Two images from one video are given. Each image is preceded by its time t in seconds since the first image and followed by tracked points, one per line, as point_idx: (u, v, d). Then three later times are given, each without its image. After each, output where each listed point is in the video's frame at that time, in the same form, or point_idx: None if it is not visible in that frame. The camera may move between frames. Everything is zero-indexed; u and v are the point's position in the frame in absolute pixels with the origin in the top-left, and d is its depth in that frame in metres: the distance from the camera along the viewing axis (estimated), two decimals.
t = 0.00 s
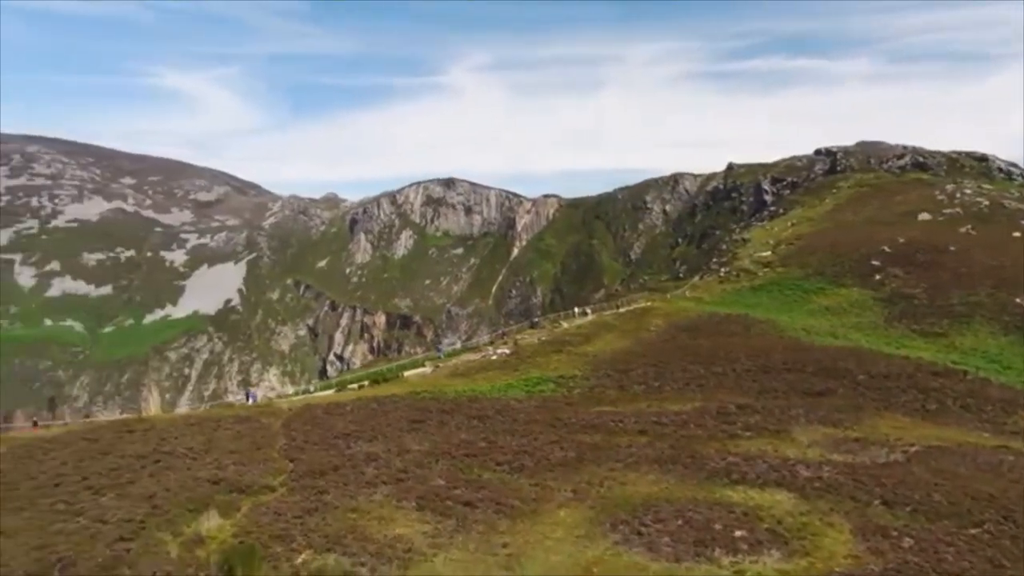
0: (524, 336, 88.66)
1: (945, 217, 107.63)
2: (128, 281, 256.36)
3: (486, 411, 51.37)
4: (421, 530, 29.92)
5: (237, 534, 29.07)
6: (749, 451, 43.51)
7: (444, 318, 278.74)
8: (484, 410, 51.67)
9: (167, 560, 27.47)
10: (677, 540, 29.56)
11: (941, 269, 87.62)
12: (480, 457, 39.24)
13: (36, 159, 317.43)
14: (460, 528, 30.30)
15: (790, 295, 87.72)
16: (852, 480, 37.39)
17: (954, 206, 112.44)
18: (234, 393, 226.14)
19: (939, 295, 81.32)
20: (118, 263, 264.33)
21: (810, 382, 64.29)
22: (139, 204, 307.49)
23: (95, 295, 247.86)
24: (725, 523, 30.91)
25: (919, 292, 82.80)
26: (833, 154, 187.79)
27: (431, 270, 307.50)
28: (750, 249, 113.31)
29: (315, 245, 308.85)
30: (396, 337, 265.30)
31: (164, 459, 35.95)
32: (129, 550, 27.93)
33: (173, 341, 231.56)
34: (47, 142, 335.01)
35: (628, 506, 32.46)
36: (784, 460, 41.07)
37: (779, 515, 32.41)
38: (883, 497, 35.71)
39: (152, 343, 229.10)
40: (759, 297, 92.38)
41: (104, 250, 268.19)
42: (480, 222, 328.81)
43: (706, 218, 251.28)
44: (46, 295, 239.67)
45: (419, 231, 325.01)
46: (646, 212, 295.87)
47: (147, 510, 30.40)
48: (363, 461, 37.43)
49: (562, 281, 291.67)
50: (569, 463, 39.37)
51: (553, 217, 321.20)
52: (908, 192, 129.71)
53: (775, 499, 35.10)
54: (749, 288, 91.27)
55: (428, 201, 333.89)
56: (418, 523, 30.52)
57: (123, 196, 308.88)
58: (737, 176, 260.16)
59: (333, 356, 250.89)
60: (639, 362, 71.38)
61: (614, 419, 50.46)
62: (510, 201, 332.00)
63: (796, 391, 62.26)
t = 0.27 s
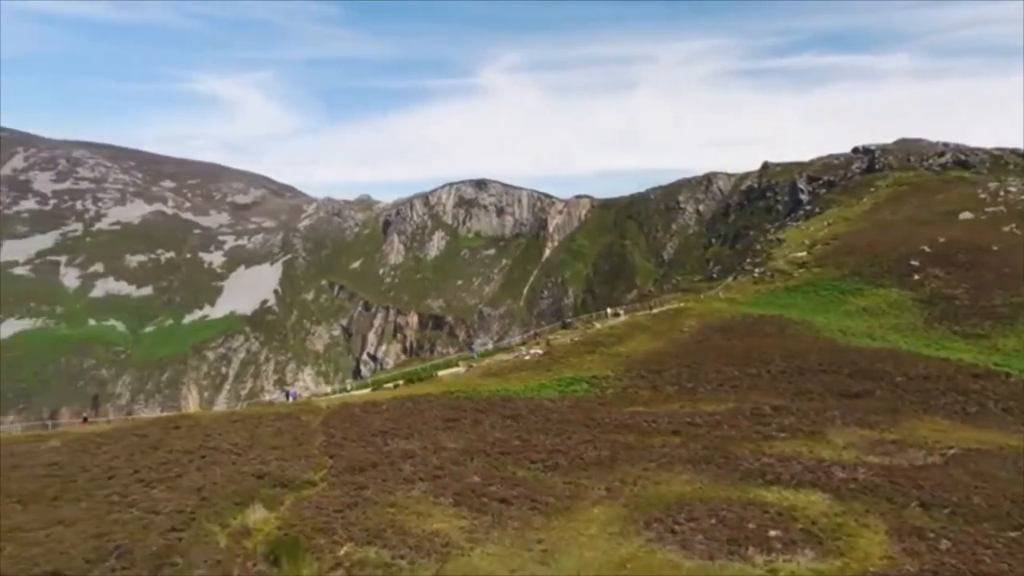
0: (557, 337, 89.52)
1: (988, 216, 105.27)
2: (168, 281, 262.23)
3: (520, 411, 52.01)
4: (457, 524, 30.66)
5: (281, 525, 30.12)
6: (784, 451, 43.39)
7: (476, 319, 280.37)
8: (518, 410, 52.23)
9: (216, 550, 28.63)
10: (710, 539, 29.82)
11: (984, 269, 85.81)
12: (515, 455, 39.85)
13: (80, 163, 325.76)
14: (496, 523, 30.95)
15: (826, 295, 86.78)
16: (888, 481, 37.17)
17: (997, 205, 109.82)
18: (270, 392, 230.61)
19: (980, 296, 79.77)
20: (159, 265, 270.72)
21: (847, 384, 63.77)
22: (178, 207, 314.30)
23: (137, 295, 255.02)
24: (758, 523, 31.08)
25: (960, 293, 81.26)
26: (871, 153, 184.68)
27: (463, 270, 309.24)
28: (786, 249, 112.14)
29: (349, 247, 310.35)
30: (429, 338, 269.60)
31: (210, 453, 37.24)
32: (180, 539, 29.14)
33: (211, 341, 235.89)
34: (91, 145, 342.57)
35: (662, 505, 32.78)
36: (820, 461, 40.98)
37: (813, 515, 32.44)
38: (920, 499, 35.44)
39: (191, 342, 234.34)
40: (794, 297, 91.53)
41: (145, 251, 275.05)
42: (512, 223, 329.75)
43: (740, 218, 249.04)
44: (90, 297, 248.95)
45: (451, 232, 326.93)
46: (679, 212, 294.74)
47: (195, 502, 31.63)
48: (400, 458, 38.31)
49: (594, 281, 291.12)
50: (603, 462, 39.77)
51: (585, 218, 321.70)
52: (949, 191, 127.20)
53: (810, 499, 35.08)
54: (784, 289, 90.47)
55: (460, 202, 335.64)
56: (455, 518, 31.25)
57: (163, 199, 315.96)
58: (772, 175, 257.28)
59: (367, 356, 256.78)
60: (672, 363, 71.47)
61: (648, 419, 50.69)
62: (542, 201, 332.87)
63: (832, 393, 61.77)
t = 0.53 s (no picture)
0: (587, 337, 90.29)
1: None
2: (204, 282, 267.72)
3: (551, 410, 52.66)
4: (492, 519, 31.41)
5: (322, 518, 31.19)
6: (816, 452, 43.46)
7: (506, 319, 280.93)
8: (549, 409, 52.93)
9: (261, 540, 29.81)
10: (741, 537, 30.17)
11: None
12: (547, 453, 40.51)
13: (120, 166, 333.66)
14: (529, 519, 31.64)
15: (860, 296, 85.95)
16: (922, 483, 37.08)
17: None
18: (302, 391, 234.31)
19: (1020, 297, 78.41)
20: (194, 266, 276.51)
21: (881, 386, 63.31)
22: (213, 209, 320.42)
23: (173, 296, 261.21)
24: (790, 522, 31.30)
25: (1000, 294, 79.93)
26: (907, 151, 181.68)
27: (493, 271, 309.78)
28: (819, 249, 111.18)
29: (379, 248, 313.10)
30: (458, 338, 266.22)
31: (252, 448, 38.55)
32: (228, 530, 30.40)
33: (245, 340, 240.47)
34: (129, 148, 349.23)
35: (693, 503, 33.17)
36: (853, 462, 40.96)
37: (846, 515, 32.55)
38: (954, 501, 35.33)
39: (226, 342, 239.29)
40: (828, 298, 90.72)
41: (181, 253, 281.28)
42: (542, 224, 330.05)
43: (772, 218, 246.48)
44: (128, 297, 257.00)
45: (480, 232, 327.31)
46: (709, 212, 293.58)
47: (240, 495, 32.86)
48: (435, 455, 39.22)
49: (623, 282, 290.12)
50: (634, 461, 40.22)
51: (614, 219, 321.46)
52: (988, 190, 124.81)
53: (842, 499, 35.21)
54: (817, 290, 89.77)
55: (490, 203, 336.01)
56: (489, 514, 32.01)
57: (199, 201, 322.38)
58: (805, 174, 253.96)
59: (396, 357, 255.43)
60: (703, 364, 71.63)
61: (678, 419, 50.98)
62: (571, 202, 333.01)
63: (865, 395, 61.43)
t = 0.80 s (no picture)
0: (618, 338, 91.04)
1: None
2: (239, 283, 272.81)
3: (584, 409, 53.35)
4: (528, 514, 32.27)
5: (365, 511, 32.30)
6: (849, 453, 43.51)
7: (535, 320, 280.78)
8: (582, 408, 53.59)
9: (307, 530, 31.04)
10: (775, 535, 30.46)
11: None
12: (580, 451, 41.23)
13: (158, 170, 340.72)
14: (564, 515, 32.35)
15: (896, 297, 85.03)
16: (957, 484, 37.02)
17: None
18: (335, 391, 237.44)
19: None
20: (230, 267, 281.86)
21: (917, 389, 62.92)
22: (248, 211, 325.87)
23: (210, 297, 266.59)
24: (823, 520, 31.62)
25: None
26: (946, 149, 178.57)
27: (523, 271, 309.80)
28: (854, 249, 110.01)
29: (410, 248, 315.64)
30: (489, 339, 267.66)
31: (295, 444, 39.91)
32: (276, 520, 31.74)
33: (279, 340, 244.69)
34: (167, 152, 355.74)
35: (726, 501, 33.57)
36: (889, 463, 40.92)
37: (879, 515, 32.72)
38: (990, 502, 35.25)
39: (261, 342, 244.03)
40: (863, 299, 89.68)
41: (218, 254, 287.10)
42: (572, 224, 330.02)
43: (806, 217, 243.82)
44: (167, 298, 263.35)
45: (510, 233, 327.80)
46: (742, 212, 292.75)
47: (286, 488, 34.14)
48: (470, 452, 40.21)
49: (654, 282, 289.09)
50: (666, 460, 40.72)
51: (645, 219, 320.89)
52: None
53: (875, 499, 35.36)
54: (852, 291, 88.96)
55: (520, 204, 336.47)
56: (525, 509, 32.88)
57: (234, 204, 328.11)
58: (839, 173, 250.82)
59: (427, 357, 259.09)
60: (735, 365, 71.80)
61: (711, 419, 51.27)
62: (601, 202, 332.91)
63: (901, 396, 61.18)
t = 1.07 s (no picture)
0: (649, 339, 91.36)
1: None
2: (273, 284, 277.46)
3: (615, 409, 53.98)
4: (561, 509, 33.10)
5: (403, 504, 33.41)
6: (882, 454, 43.60)
7: (565, 321, 279.82)
8: (614, 408, 54.24)
9: (349, 521, 32.29)
10: (805, 533, 30.89)
11: None
12: (612, 450, 41.91)
13: (194, 173, 347.57)
14: (596, 510, 33.12)
15: (933, 298, 84.02)
16: (991, 485, 36.96)
17: None
18: (367, 391, 240.11)
19: None
20: (265, 269, 286.83)
21: (954, 391, 62.47)
22: (282, 214, 331.01)
23: (244, 298, 271.99)
24: (853, 519, 31.96)
25: None
26: (985, 146, 175.21)
27: (553, 272, 309.10)
28: (890, 249, 108.76)
29: (440, 250, 317.81)
30: (518, 340, 267.41)
31: (335, 440, 41.25)
32: (320, 511, 33.03)
33: (312, 341, 248.75)
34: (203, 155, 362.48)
35: (757, 499, 34.02)
36: (921, 464, 40.96)
37: (910, 514, 32.87)
38: None
39: (294, 342, 248.25)
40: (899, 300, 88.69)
41: (252, 256, 292.40)
42: (602, 225, 329.53)
43: (841, 217, 240.69)
44: (203, 299, 269.07)
45: (540, 234, 327.75)
46: (774, 212, 290.71)
47: (328, 482, 35.44)
48: (504, 449, 41.14)
49: (685, 283, 287.48)
50: (698, 459, 41.22)
51: (676, 219, 319.52)
52: None
53: (908, 499, 35.50)
54: (888, 291, 88.13)
55: (550, 205, 336.50)
56: (558, 504, 33.68)
57: (268, 206, 333.46)
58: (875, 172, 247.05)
59: (458, 358, 260.30)
60: (767, 366, 71.84)
61: (742, 419, 51.56)
62: (631, 203, 332.09)
63: (937, 398, 61.03)
